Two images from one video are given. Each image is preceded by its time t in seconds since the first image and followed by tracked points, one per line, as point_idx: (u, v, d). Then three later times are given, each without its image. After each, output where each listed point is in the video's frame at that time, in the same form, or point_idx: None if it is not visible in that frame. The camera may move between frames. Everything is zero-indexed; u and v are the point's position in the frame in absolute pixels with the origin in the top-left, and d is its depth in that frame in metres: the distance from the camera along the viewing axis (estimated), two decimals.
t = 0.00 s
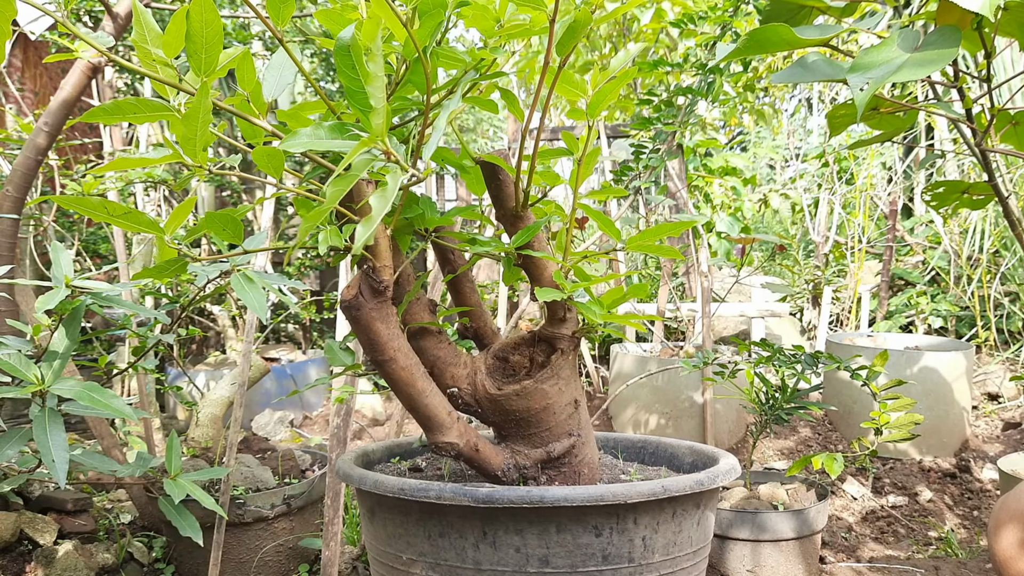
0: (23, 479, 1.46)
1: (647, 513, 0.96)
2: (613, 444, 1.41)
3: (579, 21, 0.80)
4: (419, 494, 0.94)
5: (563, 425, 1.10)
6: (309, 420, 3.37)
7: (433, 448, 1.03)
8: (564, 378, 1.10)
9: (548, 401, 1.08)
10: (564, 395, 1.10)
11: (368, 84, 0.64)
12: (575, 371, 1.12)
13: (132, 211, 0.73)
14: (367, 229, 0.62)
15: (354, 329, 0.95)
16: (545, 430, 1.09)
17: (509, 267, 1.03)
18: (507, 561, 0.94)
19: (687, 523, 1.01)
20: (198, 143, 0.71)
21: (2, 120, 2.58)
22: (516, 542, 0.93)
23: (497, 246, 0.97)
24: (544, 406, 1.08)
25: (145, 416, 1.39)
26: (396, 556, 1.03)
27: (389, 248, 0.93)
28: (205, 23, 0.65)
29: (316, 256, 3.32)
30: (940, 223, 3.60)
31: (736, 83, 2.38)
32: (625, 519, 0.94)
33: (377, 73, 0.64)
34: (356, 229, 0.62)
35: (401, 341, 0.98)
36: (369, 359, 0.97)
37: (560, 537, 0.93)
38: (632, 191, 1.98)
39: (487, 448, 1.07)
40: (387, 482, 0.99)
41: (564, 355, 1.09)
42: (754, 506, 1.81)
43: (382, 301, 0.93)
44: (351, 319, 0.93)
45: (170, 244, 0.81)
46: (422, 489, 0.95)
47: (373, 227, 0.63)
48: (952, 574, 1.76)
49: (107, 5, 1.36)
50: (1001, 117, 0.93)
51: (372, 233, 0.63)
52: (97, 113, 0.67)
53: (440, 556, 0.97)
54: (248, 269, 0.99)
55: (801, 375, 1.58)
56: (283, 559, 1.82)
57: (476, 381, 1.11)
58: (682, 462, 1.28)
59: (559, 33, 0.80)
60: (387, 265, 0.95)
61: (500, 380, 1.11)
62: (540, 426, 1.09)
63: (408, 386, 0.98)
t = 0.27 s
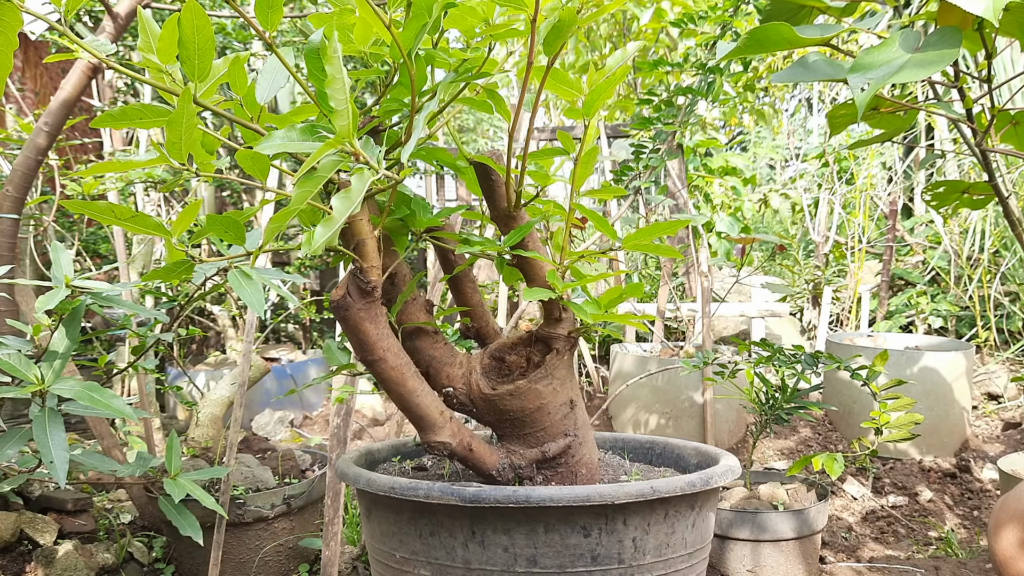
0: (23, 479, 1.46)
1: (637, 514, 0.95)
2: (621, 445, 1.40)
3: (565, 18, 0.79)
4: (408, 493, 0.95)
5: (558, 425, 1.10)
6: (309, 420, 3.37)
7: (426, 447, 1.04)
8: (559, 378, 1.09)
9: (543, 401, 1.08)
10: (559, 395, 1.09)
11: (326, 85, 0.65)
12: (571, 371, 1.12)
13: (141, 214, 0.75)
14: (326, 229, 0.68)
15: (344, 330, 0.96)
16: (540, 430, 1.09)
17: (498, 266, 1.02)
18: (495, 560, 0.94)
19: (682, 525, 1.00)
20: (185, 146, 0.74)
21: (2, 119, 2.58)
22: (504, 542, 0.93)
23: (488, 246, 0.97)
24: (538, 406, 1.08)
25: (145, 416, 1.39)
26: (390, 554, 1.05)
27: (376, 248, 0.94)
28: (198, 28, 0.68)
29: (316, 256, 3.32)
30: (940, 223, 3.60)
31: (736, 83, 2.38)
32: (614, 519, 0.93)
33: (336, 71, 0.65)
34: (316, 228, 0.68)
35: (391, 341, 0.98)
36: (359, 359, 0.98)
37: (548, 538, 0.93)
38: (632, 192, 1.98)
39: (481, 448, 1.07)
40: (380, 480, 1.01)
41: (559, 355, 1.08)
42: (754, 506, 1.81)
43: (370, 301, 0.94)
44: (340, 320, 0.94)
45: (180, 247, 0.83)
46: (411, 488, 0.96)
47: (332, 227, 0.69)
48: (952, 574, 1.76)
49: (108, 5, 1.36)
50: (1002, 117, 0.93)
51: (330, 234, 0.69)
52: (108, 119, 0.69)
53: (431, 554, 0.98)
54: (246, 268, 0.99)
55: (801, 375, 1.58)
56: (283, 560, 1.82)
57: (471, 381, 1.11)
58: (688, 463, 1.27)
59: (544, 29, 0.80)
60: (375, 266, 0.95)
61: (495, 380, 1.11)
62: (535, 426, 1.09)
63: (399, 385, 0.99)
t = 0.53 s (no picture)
0: (23, 479, 1.46)
1: (628, 515, 0.94)
2: (629, 446, 1.38)
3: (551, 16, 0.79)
4: (400, 492, 0.96)
5: (553, 425, 1.10)
6: (309, 420, 3.38)
7: (420, 446, 1.05)
8: (554, 378, 1.09)
9: (537, 401, 1.08)
10: (554, 395, 1.09)
11: (287, 91, 0.68)
12: (567, 371, 1.11)
13: (148, 216, 0.76)
14: (289, 230, 0.65)
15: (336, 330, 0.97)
16: (536, 430, 1.09)
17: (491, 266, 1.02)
18: (485, 560, 0.95)
19: (675, 526, 0.99)
20: (172, 151, 0.75)
21: (2, 119, 2.58)
22: (494, 541, 0.94)
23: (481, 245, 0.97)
24: (532, 406, 1.08)
25: (145, 416, 1.39)
26: (386, 551, 1.06)
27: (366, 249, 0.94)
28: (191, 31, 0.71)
29: (316, 256, 3.32)
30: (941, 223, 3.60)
31: (736, 83, 2.38)
32: (604, 520, 0.93)
33: (297, 79, 0.68)
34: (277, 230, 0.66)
35: (383, 341, 0.99)
36: (352, 359, 0.99)
37: (537, 538, 0.93)
38: (632, 192, 1.98)
39: (475, 447, 1.08)
40: (374, 479, 1.02)
41: (554, 355, 1.08)
42: (754, 506, 1.81)
43: (361, 301, 0.95)
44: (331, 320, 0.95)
45: (187, 249, 0.83)
46: (403, 487, 0.97)
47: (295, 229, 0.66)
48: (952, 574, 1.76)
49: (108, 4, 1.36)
50: (1002, 117, 0.93)
51: (294, 234, 0.66)
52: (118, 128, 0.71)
53: (423, 553, 0.99)
54: (247, 269, 0.99)
55: (801, 375, 1.58)
56: (283, 559, 1.82)
57: (466, 381, 1.11)
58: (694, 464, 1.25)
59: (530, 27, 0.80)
60: (365, 267, 0.95)
61: (490, 380, 1.11)
62: (531, 426, 1.09)
63: (391, 385, 1.00)
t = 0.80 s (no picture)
0: (23, 479, 1.46)
1: (620, 516, 0.94)
2: (635, 446, 1.38)
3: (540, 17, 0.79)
4: (392, 492, 0.97)
5: (550, 425, 1.10)
6: (309, 420, 3.38)
7: (415, 445, 1.06)
8: (550, 378, 1.09)
9: (533, 401, 1.08)
10: (550, 395, 1.09)
11: (258, 95, 0.66)
12: (564, 371, 1.11)
13: (155, 218, 0.77)
14: (263, 234, 0.65)
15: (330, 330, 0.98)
16: (532, 430, 1.09)
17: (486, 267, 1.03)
18: (477, 559, 0.95)
19: (670, 528, 0.98)
20: (164, 153, 0.79)
21: (2, 119, 2.58)
22: (485, 541, 0.94)
23: (476, 245, 0.97)
24: (528, 406, 1.08)
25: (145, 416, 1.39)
26: (383, 550, 1.07)
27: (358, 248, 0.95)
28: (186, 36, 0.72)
29: (316, 256, 3.32)
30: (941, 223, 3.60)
31: (737, 83, 2.38)
32: (595, 521, 0.93)
33: (266, 82, 0.66)
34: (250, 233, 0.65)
35: (377, 341, 1.00)
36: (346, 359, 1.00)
37: (528, 538, 0.93)
38: (632, 191, 1.98)
39: (471, 447, 1.08)
40: (370, 478, 1.03)
41: (550, 355, 1.07)
42: (754, 506, 1.81)
43: (353, 302, 0.95)
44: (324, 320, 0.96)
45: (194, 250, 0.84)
46: (396, 486, 0.98)
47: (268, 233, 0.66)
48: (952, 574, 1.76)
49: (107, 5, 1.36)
50: (1002, 117, 0.93)
51: (268, 238, 0.65)
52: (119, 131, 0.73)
53: (417, 552, 1.00)
54: (246, 267, 1.00)
55: (801, 375, 1.57)
56: (283, 559, 1.82)
57: (463, 381, 1.11)
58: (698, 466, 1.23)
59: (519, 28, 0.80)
60: (357, 268, 0.96)
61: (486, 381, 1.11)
62: (527, 426, 1.09)
63: (385, 385, 1.01)
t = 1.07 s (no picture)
0: (23, 479, 1.46)
1: (613, 517, 0.93)
2: (640, 447, 1.37)
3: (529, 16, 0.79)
4: (387, 491, 0.98)
5: (547, 425, 1.09)
6: (309, 420, 3.38)
7: (411, 445, 1.06)
8: (547, 378, 1.08)
9: (529, 400, 1.08)
10: (546, 395, 1.09)
11: (237, 96, 0.68)
12: (562, 372, 1.11)
13: (162, 220, 0.78)
14: (240, 232, 0.68)
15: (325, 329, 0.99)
16: (529, 430, 1.09)
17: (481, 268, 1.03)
18: (470, 559, 0.95)
19: (664, 529, 0.98)
20: (157, 155, 0.79)
21: (2, 120, 2.58)
22: (478, 540, 0.94)
23: (472, 245, 0.98)
24: (525, 406, 1.07)
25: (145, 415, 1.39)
26: (380, 549, 1.08)
27: (351, 248, 0.95)
28: (186, 41, 0.71)
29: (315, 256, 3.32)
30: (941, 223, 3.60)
31: (737, 83, 2.38)
32: (588, 521, 0.92)
33: (246, 84, 0.68)
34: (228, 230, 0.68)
35: (372, 340, 1.00)
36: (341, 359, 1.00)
37: (520, 537, 0.93)
38: (632, 191, 1.98)
39: (468, 446, 1.08)
40: (366, 477, 1.03)
41: (547, 355, 1.07)
42: (754, 506, 1.81)
43: (347, 301, 0.96)
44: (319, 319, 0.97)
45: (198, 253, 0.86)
46: (390, 485, 0.98)
47: (246, 231, 0.69)
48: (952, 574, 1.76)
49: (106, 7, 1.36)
50: (1001, 117, 0.93)
51: (246, 236, 0.68)
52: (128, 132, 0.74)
53: (412, 551, 1.00)
54: (246, 267, 1.01)
55: (801, 375, 1.57)
56: (283, 559, 1.82)
57: (460, 381, 1.11)
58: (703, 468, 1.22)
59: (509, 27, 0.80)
60: (351, 268, 0.96)
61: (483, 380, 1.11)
62: (524, 425, 1.09)
63: (380, 384, 1.01)
